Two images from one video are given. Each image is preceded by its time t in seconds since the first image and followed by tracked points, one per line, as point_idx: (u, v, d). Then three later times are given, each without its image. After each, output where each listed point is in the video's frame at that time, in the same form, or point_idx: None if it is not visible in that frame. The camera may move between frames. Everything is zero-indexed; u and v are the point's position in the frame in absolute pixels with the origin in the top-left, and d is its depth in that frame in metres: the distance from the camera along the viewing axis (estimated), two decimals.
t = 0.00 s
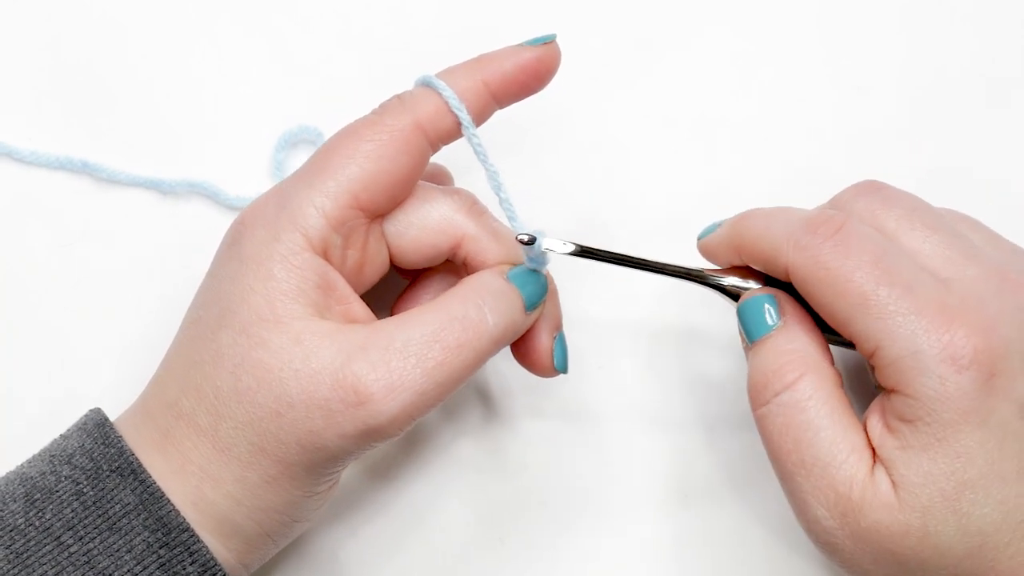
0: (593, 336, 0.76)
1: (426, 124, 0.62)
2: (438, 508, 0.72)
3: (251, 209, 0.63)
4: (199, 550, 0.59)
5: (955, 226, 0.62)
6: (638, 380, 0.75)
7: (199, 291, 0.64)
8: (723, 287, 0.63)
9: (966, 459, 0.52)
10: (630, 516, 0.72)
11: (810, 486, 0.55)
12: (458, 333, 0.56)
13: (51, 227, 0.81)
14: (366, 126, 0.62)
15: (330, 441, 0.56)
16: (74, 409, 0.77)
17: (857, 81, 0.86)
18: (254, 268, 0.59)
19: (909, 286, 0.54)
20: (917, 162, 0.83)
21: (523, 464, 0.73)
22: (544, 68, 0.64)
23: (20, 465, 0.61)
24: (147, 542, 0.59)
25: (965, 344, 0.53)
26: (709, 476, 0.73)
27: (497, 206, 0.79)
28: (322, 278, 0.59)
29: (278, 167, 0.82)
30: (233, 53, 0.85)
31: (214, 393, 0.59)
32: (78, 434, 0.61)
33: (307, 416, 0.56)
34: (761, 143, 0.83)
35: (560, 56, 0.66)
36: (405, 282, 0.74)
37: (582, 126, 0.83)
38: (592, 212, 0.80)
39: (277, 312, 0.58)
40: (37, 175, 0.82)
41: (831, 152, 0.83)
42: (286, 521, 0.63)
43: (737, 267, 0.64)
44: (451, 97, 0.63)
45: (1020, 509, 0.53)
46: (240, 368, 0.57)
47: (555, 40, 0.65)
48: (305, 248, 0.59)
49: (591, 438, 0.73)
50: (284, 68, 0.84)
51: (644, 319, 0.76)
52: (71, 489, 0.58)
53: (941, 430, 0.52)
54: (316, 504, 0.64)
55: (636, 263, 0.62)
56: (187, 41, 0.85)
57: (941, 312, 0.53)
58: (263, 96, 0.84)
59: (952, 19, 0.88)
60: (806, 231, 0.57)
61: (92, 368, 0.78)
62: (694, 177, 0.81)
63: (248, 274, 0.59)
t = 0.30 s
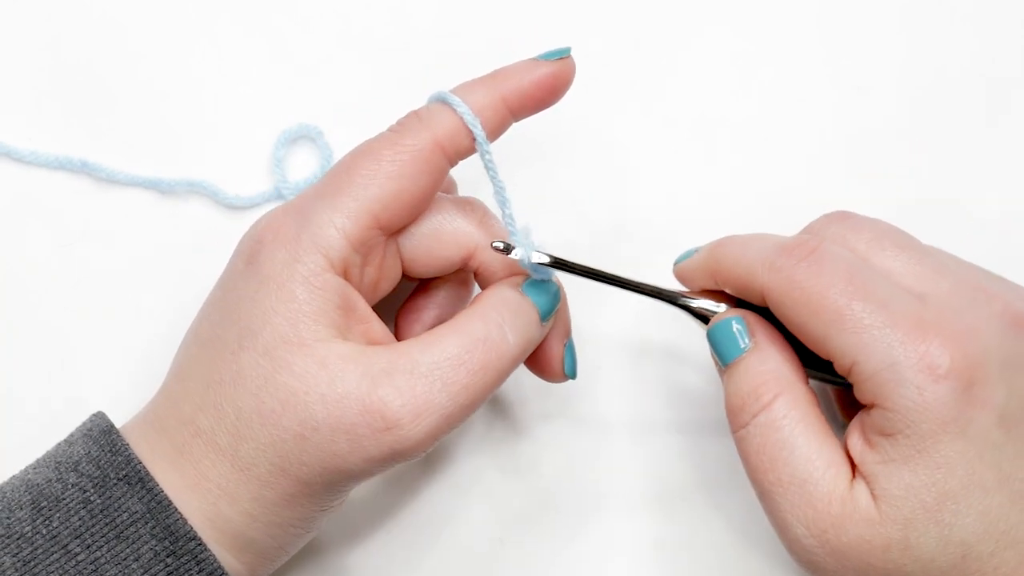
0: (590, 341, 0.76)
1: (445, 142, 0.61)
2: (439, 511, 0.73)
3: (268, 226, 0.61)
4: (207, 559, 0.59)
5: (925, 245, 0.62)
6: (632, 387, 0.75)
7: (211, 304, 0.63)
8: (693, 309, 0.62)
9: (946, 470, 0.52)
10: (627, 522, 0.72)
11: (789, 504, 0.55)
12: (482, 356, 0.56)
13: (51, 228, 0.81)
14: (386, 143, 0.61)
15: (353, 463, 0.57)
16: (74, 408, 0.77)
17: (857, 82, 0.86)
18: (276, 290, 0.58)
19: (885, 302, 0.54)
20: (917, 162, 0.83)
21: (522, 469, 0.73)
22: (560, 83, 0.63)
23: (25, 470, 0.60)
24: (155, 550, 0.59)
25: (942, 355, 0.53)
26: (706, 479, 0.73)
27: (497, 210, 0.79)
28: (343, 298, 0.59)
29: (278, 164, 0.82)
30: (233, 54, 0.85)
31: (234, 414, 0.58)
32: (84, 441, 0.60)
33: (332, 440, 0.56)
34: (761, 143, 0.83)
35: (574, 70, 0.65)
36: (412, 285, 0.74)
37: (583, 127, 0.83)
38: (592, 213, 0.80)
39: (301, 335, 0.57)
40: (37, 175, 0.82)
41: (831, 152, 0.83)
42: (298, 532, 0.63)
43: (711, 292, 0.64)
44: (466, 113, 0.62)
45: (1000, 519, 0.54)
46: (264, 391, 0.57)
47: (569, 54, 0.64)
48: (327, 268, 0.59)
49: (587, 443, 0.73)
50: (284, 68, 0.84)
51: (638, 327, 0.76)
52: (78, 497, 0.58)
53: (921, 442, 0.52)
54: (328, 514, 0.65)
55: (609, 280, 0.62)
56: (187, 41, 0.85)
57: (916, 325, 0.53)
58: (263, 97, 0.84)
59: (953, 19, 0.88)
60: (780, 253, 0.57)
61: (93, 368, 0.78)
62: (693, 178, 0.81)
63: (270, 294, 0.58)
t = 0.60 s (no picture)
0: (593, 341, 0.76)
1: (450, 146, 0.61)
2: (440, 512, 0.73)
3: (272, 230, 0.61)
4: (209, 561, 0.59)
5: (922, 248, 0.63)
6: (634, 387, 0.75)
7: (214, 307, 0.63)
8: (690, 313, 0.62)
9: (946, 466, 0.52)
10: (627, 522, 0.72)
11: (788, 505, 0.55)
12: (490, 361, 0.57)
13: (51, 227, 0.81)
14: (391, 148, 0.61)
15: (360, 469, 0.56)
16: (74, 409, 0.77)
17: (857, 82, 0.86)
18: (281, 295, 0.58)
19: (882, 299, 0.54)
20: (917, 163, 0.83)
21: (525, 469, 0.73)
22: (561, 84, 0.63)
23: (26, 473, 0.60)
24: (156, 553, 0.59)
25: (941, 349, 0.53)
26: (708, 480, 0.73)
27: (499, 208, 0.79)
28: (350, 303, 0.59)
29: (278, 161, 0.81)
30: (233, 54, 0.85)
31: (241, 419, 0.58)
32: (85, 443, 0.60)
33: (339, 446, 0.56)
34: (761, 143, 0.83)
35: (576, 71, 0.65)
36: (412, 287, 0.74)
37: (583, 127, 0.83)
38: (592, 213, 0.80)
39: (309, 339, 0.57)
40: (36, 175, 0.82)
41: (831, 152, 0.83)
42: (302, 537, 0.63)
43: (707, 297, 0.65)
44: (471, 116, 0.61)
45: (1000, 515, 0.53)
46: (270, 397, 0.57)
47: (572, 55, 0.64)
48: (334, 273, 0.59)
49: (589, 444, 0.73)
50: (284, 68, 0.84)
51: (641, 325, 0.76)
52: (79, 499, 0.58)
53: (921, 438, 0.52)
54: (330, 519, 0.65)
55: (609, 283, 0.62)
56: (187, 41, 0.85)
57: (914, 322, 0.53)
58: (263, 96, 0.84)
59: (953, 18, 0.88)
60: (777, 254, 0.58)
61: (93, 368, 0.78)
62: (694, 178, 0.81)
63: (276, 299, 0.58)
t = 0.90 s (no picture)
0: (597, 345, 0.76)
1: (497, 180, 0.61)
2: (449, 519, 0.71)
3: (314, 266, 0.59)
4: None
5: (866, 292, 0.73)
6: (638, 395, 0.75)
7: (246, 344, 0.59)
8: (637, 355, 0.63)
9: (929, 415, 0.56)
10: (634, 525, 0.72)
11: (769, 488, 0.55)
12: (536, 399, 0.59)
13: (51, 227, 0.81)
14: (439, 182, 0.59)
15: (407, 507, 0.57)
16: (73, 410, 0.76)
17: (857, 82, 0.86)
18: (332, 336, 0.57)
19: (837, 288, 0.63)
20: (917, 163, 0.83)
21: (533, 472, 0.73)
22: (584, 95, 0.64)
23: (38, 490, 0.58)
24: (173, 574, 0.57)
25: (903, 318, 0.60)
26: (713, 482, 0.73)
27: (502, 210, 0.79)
28: (398, 341, 0.59)
29: (278, 157, 0.82)
30: (233, 54, 0.85)
31: (290, 463, 0.56)
32: (99, 460, 0.59)
33: (395, 487, 0.56)
34: (761, 143, 0.83)
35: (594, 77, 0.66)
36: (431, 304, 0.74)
37: (584, 127, 0.83)
38: (593, 214, 0.80)
39: (364, 382, 0.56)
40: (36, 175, 0.82)
41: (831, 152, 0.83)
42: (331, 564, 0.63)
43: (664, 329, 0.69)
44: (510, 143, 0.61)
45: (987, 469, 0.55)
46: (324, 441, 0.56)
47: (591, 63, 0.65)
48: (388, 313, 0.58)
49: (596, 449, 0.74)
50: (284, 67, 0.84)
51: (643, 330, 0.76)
52: (96, 518, 0.57)
53: (902, 390, 0.57)
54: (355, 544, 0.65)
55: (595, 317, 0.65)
56: (187, 41, 0.85)
57: (872, 302, 0.61)
58: (264, 96, 0.84)
59: (953, 19, 0.88)
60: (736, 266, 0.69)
61: (92, 368, 0.77)
62: (694, 178, 0.81)
63: (328, 341, 0.57)
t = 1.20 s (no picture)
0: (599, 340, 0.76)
1: (486, 154, 0.60)
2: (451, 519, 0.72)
3: (313, 249, 0.59)
4: None
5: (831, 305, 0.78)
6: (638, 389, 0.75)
7: (249, 330, 0.60)
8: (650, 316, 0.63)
9: (930, 397, 0.57)
10: (634, 525, 0.72)
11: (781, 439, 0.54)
12: (538, 381, 0.58)
13: (51, 227, 0.81)
14: (428, 160, 0.58)
15: (406, 494, 0.56)
16: (74, 411, 0.77)
17: (857, 82, 0.86)
18: (328, 317, 0.57)
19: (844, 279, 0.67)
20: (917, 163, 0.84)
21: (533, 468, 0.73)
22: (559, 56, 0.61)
23: (41, 491, 0.59)
24: None
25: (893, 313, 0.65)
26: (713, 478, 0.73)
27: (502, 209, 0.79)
28: (396, 324, 0.58)
29: (278, 167, 0.81)
30: (233, 54, 0.85)
31: (287, 447, 0.56)
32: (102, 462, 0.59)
33: (393, 471, 0.55)
34: (761, 143, 0.83)
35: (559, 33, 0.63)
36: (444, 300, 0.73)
37: (584, 126, 0.83)
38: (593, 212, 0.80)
39: (360, 362, 0.56)
40: (36, 174, 0.82)
41: (831, 152, 0.83)
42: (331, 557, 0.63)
43: (675, 281, 0.70)
44: (496, 117, 0.59)
45: (980, 458, 0.56)
46: (318, 424, 0.56)
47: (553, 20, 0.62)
48: (384, 294, 0.57)
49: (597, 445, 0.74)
50: (284, 67, 0.84)
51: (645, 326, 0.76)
52: (98, 519, 0.57)
53: (904, 372, 0.58)
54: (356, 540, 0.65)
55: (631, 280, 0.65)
56: (187, 41, 0.85)
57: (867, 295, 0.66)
58: (264, 96, 0.84)
59: (953, 19, 0.88)
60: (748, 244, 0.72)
61: (93, 368, 0.78)
62: (694, 177, 0.81)
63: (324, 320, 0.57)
